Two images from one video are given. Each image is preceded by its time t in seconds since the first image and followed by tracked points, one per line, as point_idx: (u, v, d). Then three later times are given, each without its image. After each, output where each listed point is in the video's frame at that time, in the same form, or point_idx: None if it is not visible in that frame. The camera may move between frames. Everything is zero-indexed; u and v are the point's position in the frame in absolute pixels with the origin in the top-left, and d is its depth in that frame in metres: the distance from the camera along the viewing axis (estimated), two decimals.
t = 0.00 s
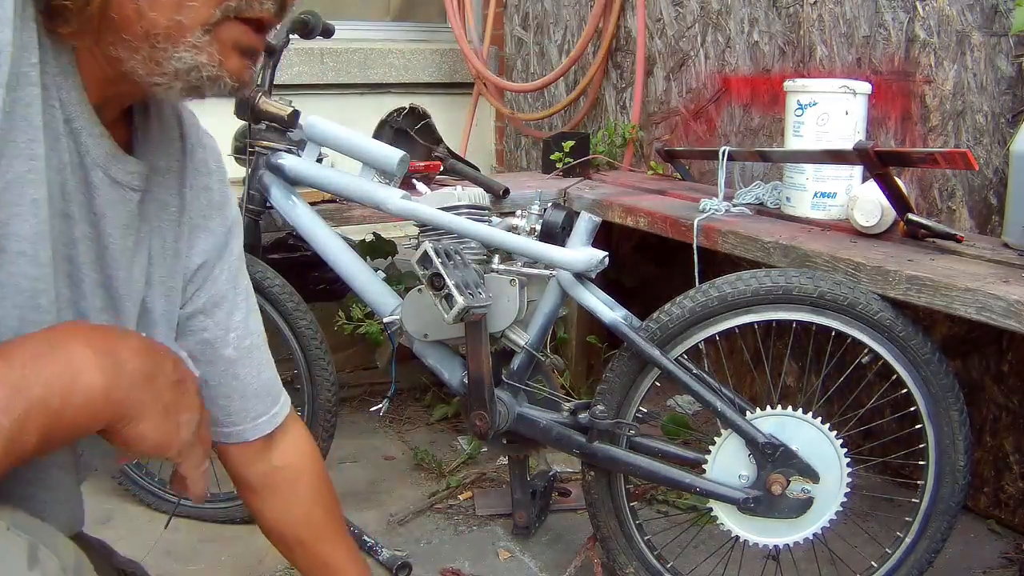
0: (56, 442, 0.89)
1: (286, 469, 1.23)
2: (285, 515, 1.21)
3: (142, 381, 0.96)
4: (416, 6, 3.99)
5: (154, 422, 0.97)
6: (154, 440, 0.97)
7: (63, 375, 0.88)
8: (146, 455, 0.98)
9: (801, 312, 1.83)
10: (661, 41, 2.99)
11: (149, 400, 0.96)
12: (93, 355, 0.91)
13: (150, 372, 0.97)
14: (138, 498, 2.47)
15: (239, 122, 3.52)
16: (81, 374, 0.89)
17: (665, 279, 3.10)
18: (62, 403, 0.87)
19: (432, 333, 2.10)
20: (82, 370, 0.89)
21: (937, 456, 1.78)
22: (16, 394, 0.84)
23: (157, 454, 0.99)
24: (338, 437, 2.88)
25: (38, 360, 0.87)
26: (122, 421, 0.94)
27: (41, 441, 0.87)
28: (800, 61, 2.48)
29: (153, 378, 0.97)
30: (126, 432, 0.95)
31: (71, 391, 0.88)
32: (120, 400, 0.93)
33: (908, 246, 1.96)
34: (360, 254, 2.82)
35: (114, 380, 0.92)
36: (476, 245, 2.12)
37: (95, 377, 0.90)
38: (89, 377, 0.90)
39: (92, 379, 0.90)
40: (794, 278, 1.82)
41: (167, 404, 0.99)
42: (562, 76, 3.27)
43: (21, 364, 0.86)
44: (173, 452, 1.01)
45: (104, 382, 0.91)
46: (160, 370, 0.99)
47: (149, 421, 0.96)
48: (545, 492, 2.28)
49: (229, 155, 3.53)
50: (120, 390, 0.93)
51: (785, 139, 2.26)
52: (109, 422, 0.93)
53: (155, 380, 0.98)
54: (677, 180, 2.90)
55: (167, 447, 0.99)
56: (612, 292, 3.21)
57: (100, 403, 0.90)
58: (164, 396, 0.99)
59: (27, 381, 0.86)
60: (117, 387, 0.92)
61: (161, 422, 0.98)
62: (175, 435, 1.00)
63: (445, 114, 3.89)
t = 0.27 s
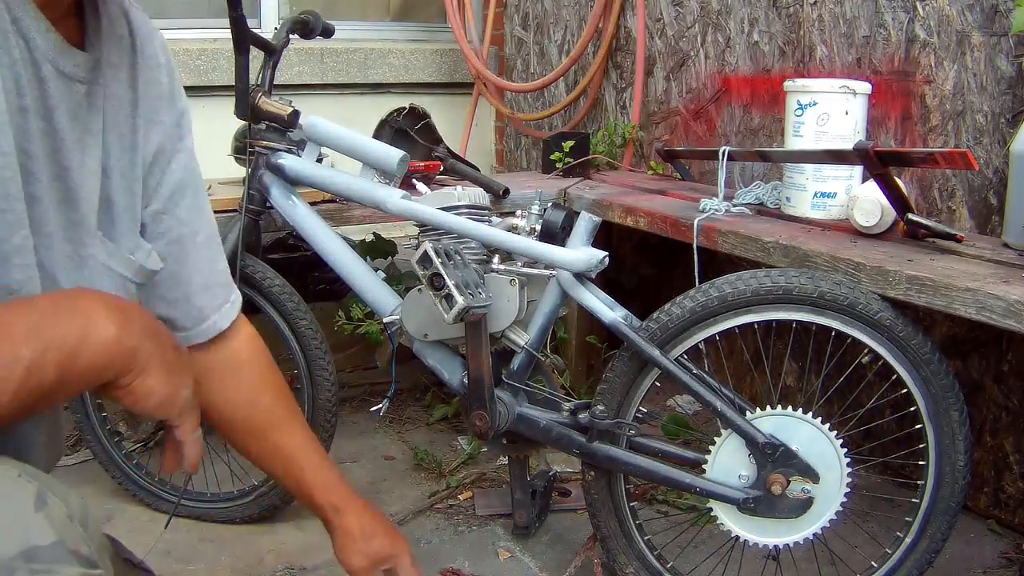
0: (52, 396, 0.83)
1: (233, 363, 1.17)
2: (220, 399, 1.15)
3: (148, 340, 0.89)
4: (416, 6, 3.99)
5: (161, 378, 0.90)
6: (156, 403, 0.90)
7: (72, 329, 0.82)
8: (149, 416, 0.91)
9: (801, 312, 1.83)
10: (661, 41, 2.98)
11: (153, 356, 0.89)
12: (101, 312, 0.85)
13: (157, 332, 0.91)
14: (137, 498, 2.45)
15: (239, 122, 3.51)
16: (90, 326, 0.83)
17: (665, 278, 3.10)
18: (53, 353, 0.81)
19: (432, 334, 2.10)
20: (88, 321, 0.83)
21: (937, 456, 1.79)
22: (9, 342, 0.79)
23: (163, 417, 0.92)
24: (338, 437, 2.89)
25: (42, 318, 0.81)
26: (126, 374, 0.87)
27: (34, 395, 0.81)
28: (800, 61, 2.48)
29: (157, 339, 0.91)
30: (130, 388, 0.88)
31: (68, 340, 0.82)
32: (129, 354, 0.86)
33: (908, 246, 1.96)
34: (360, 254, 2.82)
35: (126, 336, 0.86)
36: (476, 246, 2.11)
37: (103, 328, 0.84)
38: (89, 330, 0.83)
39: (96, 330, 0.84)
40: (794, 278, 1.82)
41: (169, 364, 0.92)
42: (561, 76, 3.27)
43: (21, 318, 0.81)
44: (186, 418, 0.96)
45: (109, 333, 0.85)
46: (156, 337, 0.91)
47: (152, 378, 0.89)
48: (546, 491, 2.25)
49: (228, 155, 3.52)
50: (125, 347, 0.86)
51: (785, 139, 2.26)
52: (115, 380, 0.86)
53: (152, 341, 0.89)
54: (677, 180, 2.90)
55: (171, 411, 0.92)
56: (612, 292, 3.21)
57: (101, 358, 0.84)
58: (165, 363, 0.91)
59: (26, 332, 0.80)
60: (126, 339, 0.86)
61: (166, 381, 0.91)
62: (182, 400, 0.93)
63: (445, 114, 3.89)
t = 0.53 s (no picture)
0: (136, 288, 0.88)
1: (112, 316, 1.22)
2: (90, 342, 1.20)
3: (195, 216, 0.95)
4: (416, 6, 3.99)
5: (217, 247, 0.98)
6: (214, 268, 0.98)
7: (139, 222, 0.87)
8: (214, 279, 1.00)
9: (801, 312, 1.83)
10: (661, 41, 2.98)
11: (206, 227, 0.96)
12: (154, 202, 0.90)
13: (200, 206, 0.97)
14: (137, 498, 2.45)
15: (239, 122, 3.51)
16: (153, 215, 0.89)
17: (665, 278, 3.10)
18: (131, 251, 0.86)
19: (432, 334, 2.10)
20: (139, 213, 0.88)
21: (937, 456, 1.78)
22: (91, 248, 0.82)
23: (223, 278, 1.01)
24: (337, 437, 2.89)
25: (103, 222, 0.85)
26: (192, 253, 0.95)
27: (127, 290, 0.86)
28: (800, 61, 2.48)
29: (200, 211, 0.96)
30: (195, 261, 0.96)
31: (138, 236, 0.87)
32: (190, 236, 0.93)
33: (908, 246, 1.96)
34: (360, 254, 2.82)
35: (182, 222, 0.92)
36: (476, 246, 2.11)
37: (161, 216, 0.90)
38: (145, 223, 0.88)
39: (155, 220, 0.89)
40: (794, 278, 1.82)
41: (219, 232, 0.99)
42: (562, 76, 3.26)
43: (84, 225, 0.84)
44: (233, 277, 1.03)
45: (166, 220, 0.90)
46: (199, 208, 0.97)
47: (213, 248, 0.97)
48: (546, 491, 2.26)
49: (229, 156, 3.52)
50: (186, 228, 0.93)
51: (786, 139, 2.26)
52: (182, 259, 0.94)
53: (203, 220, 0.96)
54: (677, 180, 2.90)
55: (230, 271, 1.01)
56: (612, 292, 3.21)
57: (172, 244, 0.91)
58: (215, 233, 0.98)
59: (99, 237, 0.83)
60: (182, 220, 0.92)
61: (223, 248, 0.99)
62: (234, 257, 1.01)
63: (445, 114, 3.89)
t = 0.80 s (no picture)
0: (118, 355, 0.96)
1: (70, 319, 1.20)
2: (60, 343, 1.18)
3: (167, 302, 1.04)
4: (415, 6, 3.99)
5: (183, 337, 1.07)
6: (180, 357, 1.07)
7: (124, 296, 0.95)
8: (178, 370, 1.07)
9: (801, 312, 1.83)
10: (661, 41, 2.98)
11: (175, 317, 1.05)
12: (136, 281, 0.99)
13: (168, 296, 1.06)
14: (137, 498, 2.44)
15: (239, 122, 3.52)
16: (136, 294, 0.97)
17: (664, 278, 3.10)
18: (120, 316, 0.94)
19: (432, 334, 2.10)
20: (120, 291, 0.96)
21: (937, 456, 1.78)
22: (86, 311, 0.89)
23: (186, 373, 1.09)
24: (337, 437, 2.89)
25: (95, 291, 0.92)
26: (161, 336, 1.03)
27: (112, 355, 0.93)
28: (800, 61, 2.48)
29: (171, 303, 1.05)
30: (164, 347, 1.04)
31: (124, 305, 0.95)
32: (166, 317, 1.02)
33: (908, 246, 1.96)
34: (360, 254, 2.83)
35: (161, 304, 1.01)
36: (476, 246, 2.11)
37: (144, 295, 0.99)
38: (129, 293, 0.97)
39: (139, 297, 0.98)
40: (793, 278, 1.82)
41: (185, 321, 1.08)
42: (562, 76, 3.26)
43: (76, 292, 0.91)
44: (201, 368, 1.11)
45: (146, 297, 0.99)
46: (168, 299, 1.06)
47: (178, 335, 1.06)
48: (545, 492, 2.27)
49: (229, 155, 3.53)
50: (163, 311, 1.02)
51: (786, 139, 2.25)
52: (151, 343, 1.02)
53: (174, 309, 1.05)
54: (677, 180, 2.90)
55: (195, 364, 1.09)
56: (612, 292, 3.21)
57: (149, 318, 0.99)
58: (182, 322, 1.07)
59: (91, 303, 0.91)
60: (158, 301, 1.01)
61: (189, 339, 1.08)
62: (197, 351, 1.10)
63: (445, 114, 3.89)
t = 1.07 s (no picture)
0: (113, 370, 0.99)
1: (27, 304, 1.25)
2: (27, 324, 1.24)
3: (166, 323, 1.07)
4: (415, 6, 3.99)
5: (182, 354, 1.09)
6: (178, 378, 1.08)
7: (115, 310, 0.99)
8: (175, 386, 1.08)
9: (801, 312, 1.83)
10: (661, 41, 2.98)
11: (173, 337, 1.07)
12: (134, 300, 1.03)
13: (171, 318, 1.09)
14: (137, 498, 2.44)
15: (239, 122, 3.52)
16: (129, 310, 1.01)
17: (664, 278, 3.10)
18: (114, 331, 0.98)
19: (432, 334, 2.10)
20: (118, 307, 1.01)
21: (937, 456, 1.78)
22: (83, 324, 0.95)
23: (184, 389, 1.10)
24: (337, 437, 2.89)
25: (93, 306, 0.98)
26: (156, 352, 1.05)
27: (106, 370, 0.97)
28: (800, 61, 2.48)
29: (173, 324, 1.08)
30: (160, 365, 1.06)
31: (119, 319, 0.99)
32: (158, 330, 1.04)
33: (909, 246, 1.96)
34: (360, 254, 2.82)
35: (156, 321, 1.04)
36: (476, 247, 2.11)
37: (138, 309, 1.02)
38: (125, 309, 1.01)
39: (134, 313, 1.01)
40: (794, 278, 1.82)
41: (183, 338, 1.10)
42: (562, 76, 3.26)
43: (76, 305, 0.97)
44: (199, 385, 1.12)
45: (142, 315, 1.02)
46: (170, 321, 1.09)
47: (175, 352, 1.08)
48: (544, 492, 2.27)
49: (229, 155, 3.53)
50: (155, 327, 1.04)
51: (785, 139, 2.26)
52: (147, 363, 1.04)
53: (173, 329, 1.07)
54: (677, 180, 2.90)
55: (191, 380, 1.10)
56: (612, 292, 3.21)
57: (143, 335, 1.02)
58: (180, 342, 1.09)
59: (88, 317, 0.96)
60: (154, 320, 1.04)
61: (185, 355, 1.09)
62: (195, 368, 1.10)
63: (445, 114, 3.89)
